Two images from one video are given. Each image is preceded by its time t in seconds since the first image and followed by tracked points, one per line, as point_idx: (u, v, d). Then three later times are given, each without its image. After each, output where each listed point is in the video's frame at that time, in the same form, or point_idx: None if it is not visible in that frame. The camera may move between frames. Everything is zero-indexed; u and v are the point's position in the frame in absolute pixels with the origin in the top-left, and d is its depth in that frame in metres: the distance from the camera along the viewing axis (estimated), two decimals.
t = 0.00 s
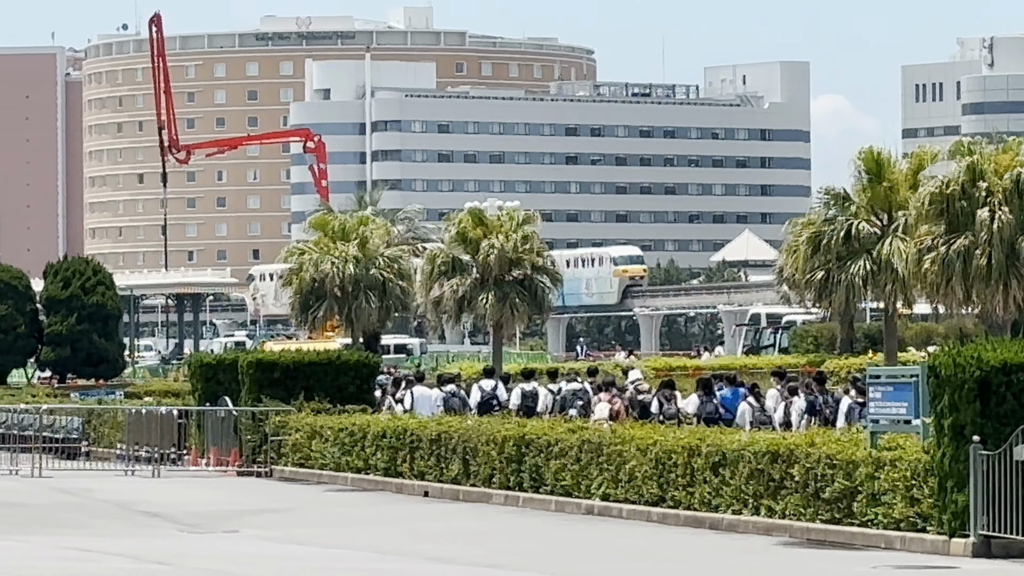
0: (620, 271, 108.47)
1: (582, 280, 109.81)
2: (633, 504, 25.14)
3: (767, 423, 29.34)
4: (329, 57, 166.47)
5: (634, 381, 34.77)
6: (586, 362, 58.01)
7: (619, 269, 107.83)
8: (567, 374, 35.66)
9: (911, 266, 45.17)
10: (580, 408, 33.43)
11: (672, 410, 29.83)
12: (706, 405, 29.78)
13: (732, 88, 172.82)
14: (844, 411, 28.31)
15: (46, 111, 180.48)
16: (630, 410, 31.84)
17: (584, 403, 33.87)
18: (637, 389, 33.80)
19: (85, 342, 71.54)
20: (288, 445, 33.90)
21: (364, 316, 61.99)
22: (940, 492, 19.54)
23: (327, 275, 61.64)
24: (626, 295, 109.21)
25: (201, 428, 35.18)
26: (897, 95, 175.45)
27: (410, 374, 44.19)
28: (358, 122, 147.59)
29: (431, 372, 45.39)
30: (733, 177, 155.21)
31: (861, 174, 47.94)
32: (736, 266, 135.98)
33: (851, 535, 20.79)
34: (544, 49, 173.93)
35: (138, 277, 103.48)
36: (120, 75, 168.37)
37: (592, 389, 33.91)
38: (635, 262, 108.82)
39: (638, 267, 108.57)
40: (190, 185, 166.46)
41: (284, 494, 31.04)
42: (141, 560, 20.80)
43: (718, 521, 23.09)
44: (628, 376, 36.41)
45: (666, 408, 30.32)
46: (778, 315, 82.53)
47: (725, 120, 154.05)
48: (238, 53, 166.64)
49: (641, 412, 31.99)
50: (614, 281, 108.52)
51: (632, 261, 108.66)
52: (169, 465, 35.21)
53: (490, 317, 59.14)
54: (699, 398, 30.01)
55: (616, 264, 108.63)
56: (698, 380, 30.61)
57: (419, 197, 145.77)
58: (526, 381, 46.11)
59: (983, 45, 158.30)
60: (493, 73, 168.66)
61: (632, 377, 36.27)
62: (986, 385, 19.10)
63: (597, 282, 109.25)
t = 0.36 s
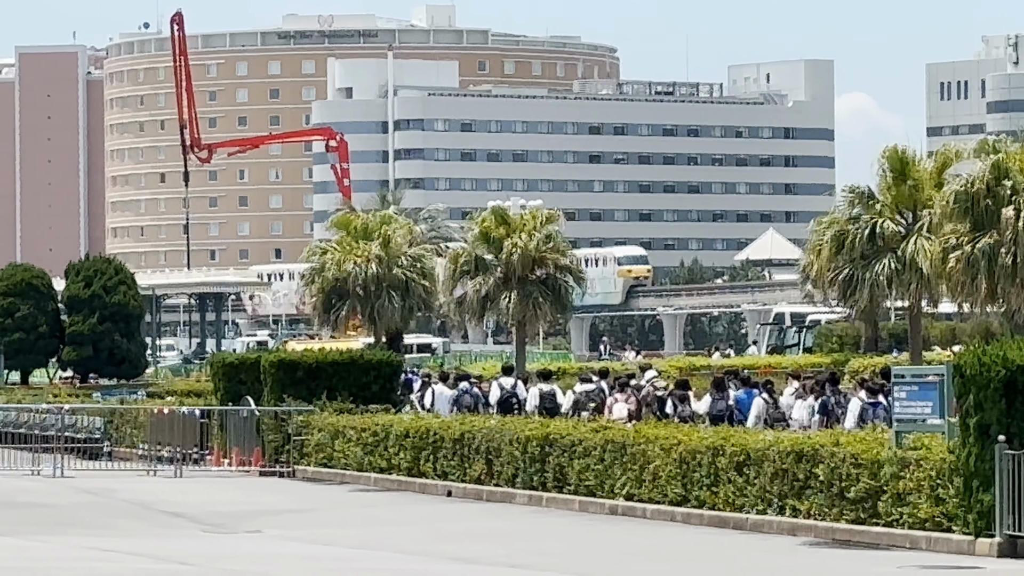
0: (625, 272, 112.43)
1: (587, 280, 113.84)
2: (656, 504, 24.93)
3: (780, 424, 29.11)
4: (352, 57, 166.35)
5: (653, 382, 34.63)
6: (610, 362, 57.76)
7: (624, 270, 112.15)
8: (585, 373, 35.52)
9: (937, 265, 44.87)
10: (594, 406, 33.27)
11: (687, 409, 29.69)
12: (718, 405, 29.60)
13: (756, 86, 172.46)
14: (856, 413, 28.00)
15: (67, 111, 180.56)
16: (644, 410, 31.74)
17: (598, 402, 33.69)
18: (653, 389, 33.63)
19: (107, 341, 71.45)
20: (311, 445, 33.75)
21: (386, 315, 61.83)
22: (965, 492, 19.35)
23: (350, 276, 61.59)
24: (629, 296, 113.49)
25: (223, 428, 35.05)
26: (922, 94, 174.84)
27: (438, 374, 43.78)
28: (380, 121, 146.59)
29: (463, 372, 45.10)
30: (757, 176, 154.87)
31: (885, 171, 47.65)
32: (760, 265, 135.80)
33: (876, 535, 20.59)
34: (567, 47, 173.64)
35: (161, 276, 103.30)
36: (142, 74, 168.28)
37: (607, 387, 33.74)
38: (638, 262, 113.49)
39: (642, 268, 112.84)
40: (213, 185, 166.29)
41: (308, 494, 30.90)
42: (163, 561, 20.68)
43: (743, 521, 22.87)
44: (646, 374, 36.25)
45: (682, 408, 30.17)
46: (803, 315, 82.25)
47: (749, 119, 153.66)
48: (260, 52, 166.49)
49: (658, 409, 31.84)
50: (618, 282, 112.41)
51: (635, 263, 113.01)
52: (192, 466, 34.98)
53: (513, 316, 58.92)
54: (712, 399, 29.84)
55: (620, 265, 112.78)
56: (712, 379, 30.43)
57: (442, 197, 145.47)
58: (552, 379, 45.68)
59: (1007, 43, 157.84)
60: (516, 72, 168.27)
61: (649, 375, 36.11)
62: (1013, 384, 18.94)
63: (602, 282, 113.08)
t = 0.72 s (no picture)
0: (631, 272, 114.20)
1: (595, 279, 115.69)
2: (683, 504, 24.84)
3: (793, 421, 28.93)
4: (378, 56, 166.34)
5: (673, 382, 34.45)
6: (637, 362, 57.58)
7: (630, 271, 113.79)
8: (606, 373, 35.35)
9: (963, 264, 44.70)
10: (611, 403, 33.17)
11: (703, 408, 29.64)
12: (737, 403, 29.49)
13: (783, 86, 171.97)
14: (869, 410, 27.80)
15: (94, 111, 180.84)
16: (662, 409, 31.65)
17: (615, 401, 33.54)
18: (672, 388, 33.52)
19: (134, 341, 71.59)
20: (337, 445, 33.74)
21: (412, 315, 61.83)
22: (991, 492, 19.26)
23: (376, 275, 61.64)
24: (637, 295, 114.27)
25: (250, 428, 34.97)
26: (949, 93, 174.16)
27: (465, 375, 43.60)
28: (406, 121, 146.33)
29: (490, 373, 44.98)
30: (784, 175, 154.55)
31: (911, 171, 47.47)
32: (787, 264, 135.49)
33: (903, 535, 20.50)
34: (594, 46, 173.46)
35: (187, 277, 103.35)
36: (168, 74, 168.23)
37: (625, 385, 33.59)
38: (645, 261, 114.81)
39: (649, 267, 114.28)
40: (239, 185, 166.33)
41: (334, 495, 30.87)
42: (192, 560, 20.66)
43: (769, 521, 22.79)
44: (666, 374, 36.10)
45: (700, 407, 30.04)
46: (829, 315, 81.99)
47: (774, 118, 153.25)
48: (285, 52, 166.53)
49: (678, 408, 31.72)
50: (625, 282, 114.18)
51: (641, 262, 114.49)
52: (218, 465, 34.94)
53: (539, 316, 58.78)
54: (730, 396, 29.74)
55: (626, 265, 114.44)
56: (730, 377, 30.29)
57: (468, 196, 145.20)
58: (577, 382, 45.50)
59: None
60: (542, 71, 168.02)
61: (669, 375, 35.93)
62: None
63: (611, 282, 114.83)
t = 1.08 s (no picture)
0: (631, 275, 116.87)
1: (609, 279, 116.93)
2: (709, 505, 24.79)
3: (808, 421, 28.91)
4: (404, 57, 166.19)
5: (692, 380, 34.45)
6: (663, 362, 57.52)
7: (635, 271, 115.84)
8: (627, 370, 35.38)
9: (991, 264, 44.57)
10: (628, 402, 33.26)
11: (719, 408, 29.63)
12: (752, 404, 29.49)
13: (808, 87, 171.82)
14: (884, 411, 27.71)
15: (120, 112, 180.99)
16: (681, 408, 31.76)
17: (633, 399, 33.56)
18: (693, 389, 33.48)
19: (160, 342, 71.65)
20: (364, 446, 33.74)
21: (439, 316, 61.86)
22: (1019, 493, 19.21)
23: (401, 276, 61.69)
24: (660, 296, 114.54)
25: (275, 429, 35.02)
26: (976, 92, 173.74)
27: (491, 376, 43.52)
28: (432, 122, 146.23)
29: (514, 373, 44.99)
30: (810, 175, 154.36)
31: (938, 171, 47.35)
32: (812, 264, 135.51)
33: (930, 535, 20.46)
34: (620, 47, 173.46)
35: (212, 277, 103.93)
36: (194, 76, 167.66)
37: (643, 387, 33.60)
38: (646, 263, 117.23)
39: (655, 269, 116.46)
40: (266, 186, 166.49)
41: (360, 495, 30.87)
42: (220, 562, 20.71)
43: (796, 521, 22.72)
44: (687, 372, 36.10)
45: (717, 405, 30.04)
46: (856, 314, 81.92)
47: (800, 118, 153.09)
48: (311, 53, 166.66)
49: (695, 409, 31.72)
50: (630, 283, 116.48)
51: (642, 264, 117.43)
52: (244, 467, 34.96)
53: (566, 316, 58.77)
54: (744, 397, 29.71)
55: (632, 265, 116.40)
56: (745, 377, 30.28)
57: (494, 197, 144.97)
58: (592, 383, 45.44)
59: None
60: (568, 72, 168.07)
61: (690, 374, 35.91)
62: None
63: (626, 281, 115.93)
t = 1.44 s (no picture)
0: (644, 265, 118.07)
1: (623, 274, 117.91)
2: (733, 505, 24.73)
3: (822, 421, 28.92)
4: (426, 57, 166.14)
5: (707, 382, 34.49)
6: (686, 362, 57.45)
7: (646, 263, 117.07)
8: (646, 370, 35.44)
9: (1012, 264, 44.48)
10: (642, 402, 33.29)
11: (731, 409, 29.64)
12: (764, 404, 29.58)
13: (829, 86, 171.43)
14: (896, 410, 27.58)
15: (143, 113, 181.39)
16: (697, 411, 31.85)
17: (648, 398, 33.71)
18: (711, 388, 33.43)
19: (183, 343, 71.78)
20: (386, 447, 33.71)
21: (461, 317, 61.83)
22: None
23: (425, 276, 61.70)
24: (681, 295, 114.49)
25: (299, 429, 35.08)
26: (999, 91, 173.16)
27: (514, 376, 43.41)
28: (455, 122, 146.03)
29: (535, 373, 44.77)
30: (833, 175, 154.01)
31: (961, 171, 47.26)
32: (835, 264, 135.48)
33: (952, 535, 20.45)
34: (643, 47, 173.24)
35: (235, 278, 104.06)
36: (217, 76, 167.72)
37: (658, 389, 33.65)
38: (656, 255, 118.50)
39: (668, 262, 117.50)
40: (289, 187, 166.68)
41: (383, 496, 30.87)
42: (244, 562, 20.73)
43: (819, 522, 22.68)
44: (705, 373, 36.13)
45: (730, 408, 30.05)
46: (878, 315, 81.75)
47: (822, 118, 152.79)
48: (333, 54, 166.68)
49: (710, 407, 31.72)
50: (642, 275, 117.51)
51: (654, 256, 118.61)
52: (267, 467, 35.03)
53: (589, 317, 58.72)
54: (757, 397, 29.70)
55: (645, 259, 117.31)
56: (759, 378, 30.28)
57: (517, 197, 144.80)
58: (609, 382, 45.30)
59: None
60: (590, 72, 167.81)
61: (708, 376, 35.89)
62: None
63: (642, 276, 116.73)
